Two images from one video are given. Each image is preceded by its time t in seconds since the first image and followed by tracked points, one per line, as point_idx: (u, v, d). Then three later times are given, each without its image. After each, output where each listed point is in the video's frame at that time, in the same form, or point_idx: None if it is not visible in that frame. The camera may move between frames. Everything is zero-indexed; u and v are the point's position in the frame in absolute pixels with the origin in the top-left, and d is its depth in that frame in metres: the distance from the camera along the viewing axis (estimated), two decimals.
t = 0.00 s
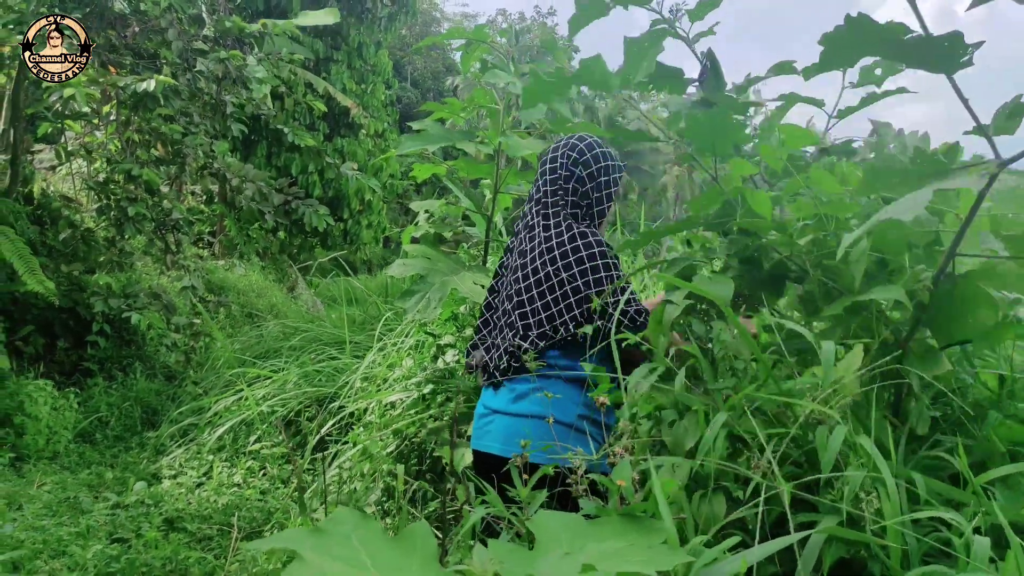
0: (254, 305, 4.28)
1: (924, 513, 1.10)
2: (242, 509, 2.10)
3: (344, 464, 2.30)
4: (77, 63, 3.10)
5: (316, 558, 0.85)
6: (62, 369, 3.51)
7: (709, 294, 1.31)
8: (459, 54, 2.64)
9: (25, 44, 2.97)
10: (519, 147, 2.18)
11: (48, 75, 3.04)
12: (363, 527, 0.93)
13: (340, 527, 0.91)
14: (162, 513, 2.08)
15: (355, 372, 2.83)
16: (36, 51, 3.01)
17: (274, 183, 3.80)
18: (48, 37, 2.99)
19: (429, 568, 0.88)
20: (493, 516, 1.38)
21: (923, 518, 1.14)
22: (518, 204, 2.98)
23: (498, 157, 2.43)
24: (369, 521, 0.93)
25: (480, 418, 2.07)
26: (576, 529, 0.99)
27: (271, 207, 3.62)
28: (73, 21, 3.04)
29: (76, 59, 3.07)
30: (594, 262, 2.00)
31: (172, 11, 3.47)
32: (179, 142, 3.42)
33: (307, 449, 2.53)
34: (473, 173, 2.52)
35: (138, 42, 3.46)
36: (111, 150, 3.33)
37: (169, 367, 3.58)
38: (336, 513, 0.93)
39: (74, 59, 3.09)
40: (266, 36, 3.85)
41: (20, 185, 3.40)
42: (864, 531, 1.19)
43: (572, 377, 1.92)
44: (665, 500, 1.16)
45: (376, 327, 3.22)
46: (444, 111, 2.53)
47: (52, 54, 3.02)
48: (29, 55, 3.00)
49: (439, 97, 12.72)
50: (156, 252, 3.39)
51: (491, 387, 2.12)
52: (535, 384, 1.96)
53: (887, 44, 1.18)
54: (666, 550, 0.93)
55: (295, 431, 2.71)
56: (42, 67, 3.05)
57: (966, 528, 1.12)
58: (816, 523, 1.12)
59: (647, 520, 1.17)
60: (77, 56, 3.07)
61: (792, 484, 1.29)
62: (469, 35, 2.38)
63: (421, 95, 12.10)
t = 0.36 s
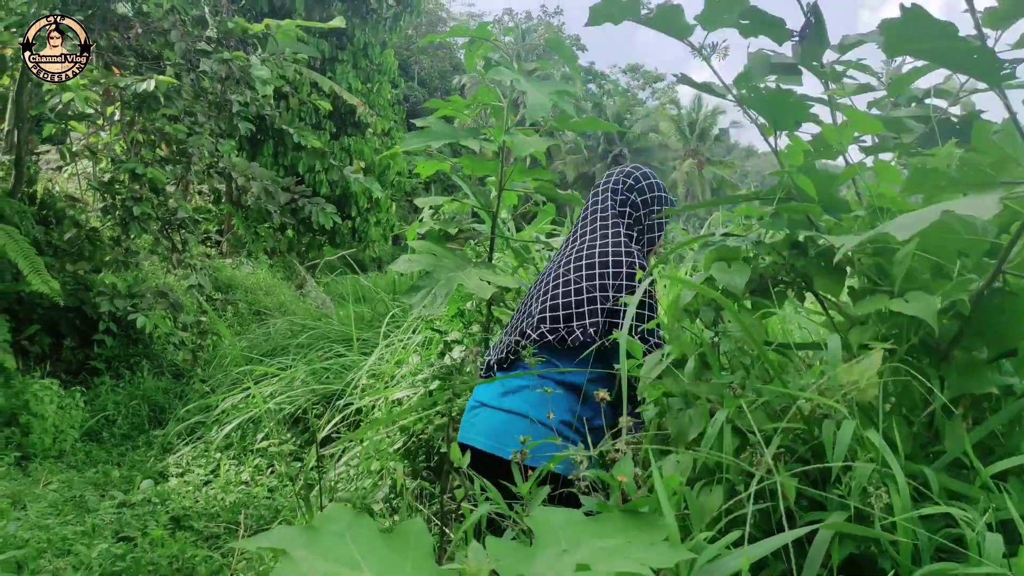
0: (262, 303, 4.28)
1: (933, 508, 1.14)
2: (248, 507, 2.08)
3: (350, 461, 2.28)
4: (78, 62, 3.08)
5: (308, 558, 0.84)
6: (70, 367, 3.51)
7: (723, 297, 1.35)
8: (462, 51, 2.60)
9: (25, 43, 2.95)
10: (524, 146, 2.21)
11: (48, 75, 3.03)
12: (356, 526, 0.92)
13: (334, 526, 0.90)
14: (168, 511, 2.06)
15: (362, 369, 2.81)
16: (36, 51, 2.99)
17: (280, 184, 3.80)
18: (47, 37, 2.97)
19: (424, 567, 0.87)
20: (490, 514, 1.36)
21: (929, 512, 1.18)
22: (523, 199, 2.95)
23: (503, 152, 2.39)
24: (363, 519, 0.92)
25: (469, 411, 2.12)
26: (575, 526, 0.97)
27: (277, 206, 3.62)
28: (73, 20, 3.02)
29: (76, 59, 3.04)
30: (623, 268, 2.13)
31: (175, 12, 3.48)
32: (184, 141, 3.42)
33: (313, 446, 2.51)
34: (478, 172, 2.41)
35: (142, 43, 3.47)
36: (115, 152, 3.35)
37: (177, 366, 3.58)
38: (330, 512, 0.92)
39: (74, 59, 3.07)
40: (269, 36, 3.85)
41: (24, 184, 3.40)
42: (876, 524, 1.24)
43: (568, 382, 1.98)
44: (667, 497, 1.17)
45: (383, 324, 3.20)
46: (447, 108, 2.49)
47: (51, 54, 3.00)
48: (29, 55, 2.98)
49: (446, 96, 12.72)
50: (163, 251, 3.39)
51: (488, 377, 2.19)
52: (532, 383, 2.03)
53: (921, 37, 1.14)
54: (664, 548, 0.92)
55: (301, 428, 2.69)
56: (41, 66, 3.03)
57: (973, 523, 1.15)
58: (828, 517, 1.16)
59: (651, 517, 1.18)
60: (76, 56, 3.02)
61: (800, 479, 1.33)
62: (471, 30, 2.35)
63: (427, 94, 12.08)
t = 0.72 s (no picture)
0: (265, 304, 4.30)
1: (942, 505, 1.16)
2: (251, 506, 2.09)
3: (355, 459, 2.29)
4: (77, 62, 3.10)
5: (313, 549, 0.86)
6: (74, 367, 3.52)
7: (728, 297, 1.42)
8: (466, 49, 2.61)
9: (25, 44, 2.92)
10: (527, 144, 2.25)
11: (48, 75, 3.04)
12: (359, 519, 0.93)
13: (337, 518, 0.92)
14: (172, 510, 2.07)
15: (366, 369, 2.83)
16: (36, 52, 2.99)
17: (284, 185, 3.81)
18: (48, 37, 2.97)
19: (428, 557, 0.89)
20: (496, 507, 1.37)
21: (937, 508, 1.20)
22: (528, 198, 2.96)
23: (507, 150, 2.40)
24: (366, 512, 0.94)
25: (492, 402, 2.06)
26: (576, 519, 0.99)
27: (280, 206, 3.63)
28: (73, 20, 3.03)
29: (76, 59, 3.06)
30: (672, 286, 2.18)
31: (179, 12, 3.50)
32: (187, 142, 3.44)
33: (318, 446, 2.52)
34: (483, 170, 2.43)
35: (145, 44, 3.50)
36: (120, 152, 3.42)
37: (180, 366, 3.59)
38: (333, 505, 0.94)
39: (75, 59, 3.08)
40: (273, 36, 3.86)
41: (29, 186, 3.42)
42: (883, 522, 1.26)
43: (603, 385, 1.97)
44: (673, 492, 1.18)
45: (387, 324, 3.21)
46: (452, 107, 2.50)
47: (52, 54, 3.00)
48: (28, 55, 2.96)
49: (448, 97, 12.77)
50: (166, 252, 3.41)
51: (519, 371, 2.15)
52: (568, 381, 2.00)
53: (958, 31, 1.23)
54: (663, 537, 0.94)
55: (306, 428, 2.70)
56: (42, 67, 3.03)
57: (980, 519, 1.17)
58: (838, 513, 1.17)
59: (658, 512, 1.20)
60: (76, 56, 3.09)
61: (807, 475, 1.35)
62: (473, 30, 2.35)
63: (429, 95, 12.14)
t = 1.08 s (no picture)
0: (263, 307, 4.35)
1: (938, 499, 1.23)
2: (252, 505, 2.13)
3: (358, 459, 2.34)
4: (78, 62, 3.10)
5: (348, 533, 0.93)
6: (74, 368, 3.54)
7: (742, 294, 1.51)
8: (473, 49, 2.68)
9: (25, 44, 3.01)
10: (536, 146, 2.35)
11: (48, 75, 3.08)
12: (388, 506, 1.00)
13: (368, 507, 0.99)
14: (174, 508, 2.10)
15: (368, 371, 2.89)
16: (37, 52, 3.03)
17: (286, 187, 3.87)
18: (47, 37, 3.02)
19: (453, 541, 0.96)
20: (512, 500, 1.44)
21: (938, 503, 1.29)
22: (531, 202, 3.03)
23: (514, 151, 2.47)
24: (394, 502, 1.01)
25: (514, 400, 2.03)
26: (591, 509, 1.06)
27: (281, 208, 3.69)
28: (74, 21, 3.07)
29: (76, 59, 3.10)
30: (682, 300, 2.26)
31: (184, 11, 3.56)
32: (190, 142, 3.49)
33: (318, 447, 2.57)
34: (490, 172, 2.51)
35: (149, 43, 3.58)
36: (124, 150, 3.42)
37: (179, 368, 3.62)
38: (363, 496, 1.01)
39: (74, 59, 3.12)
40: (277, 36, 3.94)
41: (33, 185, 3.45)
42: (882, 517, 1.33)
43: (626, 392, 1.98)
44: (685, 487, 1.25)
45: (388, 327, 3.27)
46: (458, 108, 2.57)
47: (51, 53, 3.04)
48: (29, 56, 3.04)
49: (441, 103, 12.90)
50: (167, 253, 3.46)
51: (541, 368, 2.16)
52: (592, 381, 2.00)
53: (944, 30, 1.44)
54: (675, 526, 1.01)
55: (306, 430, 2.75)
56: (42, 67, 3.07)
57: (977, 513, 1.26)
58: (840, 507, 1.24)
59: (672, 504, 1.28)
60: (77, 55, 3.09)
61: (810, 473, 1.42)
62: (482, 30, 2.42)
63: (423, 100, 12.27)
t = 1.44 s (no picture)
0: (267, 306, 4.37)
1: (941, 495, 1.23)
2: (255, 505, 2.13)
3: (361, 458, 2.34)
4: (78, 63, 3.11)
5: (348, 531, 0.95)
6: (78, 368, 3.54)
7: (749, 292, 1.52)
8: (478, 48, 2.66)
9: (26, 45, 2.97)
10: (543, 145, 2.35)
11: (48, 75, 3.08)
12: (388, 504, 1.02)
13: (368, 504, 1.01)
14: (178, 507, 2.10)
15: (372, 370, 2.89)
16: (36, 52, 3.02)
17: (291, 187, 3.88)
18: (48, 37, 3.00)
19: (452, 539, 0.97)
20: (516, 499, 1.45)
21: (942, 499, 1.28)
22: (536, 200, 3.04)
23: (519, 149, 2.47)
24: (394, 500, 1.02)
25: (519, 397, 2.00)
26: (593, 506, 1.06)
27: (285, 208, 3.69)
28: (74, 21, 3.04)
29: (76, 59, 3.09)
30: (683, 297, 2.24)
31: (187, 12, 3.57)
32: (192, 142, 3.48)
33: (321, 445, 2.57)
34: (495, 171, 2.52)
35: (153, 43, 3.60)
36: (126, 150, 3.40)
37: (183, 367, 3.63)
38: (364, 494, 1.03)
39: (74, 59, 3.12)
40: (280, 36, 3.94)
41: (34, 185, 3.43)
42: (886, 514, 1.32)
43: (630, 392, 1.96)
44: (687, 484, 1.25)
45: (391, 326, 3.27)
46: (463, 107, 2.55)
47: (52, 54, 3.04)
48: (29, 55, 3.01)
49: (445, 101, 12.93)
50: (170, 253, 3.47)
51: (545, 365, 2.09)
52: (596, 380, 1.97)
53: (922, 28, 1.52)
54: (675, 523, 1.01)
55: (310, 428, 2.75)
56: (42, 67, 3.08)
57: (982, 509, 1.25)
58: (843, 504, 1.24)
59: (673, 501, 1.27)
60: (77, 56, 3.09)
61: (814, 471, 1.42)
62: (490, 30, 2.41)
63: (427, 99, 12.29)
